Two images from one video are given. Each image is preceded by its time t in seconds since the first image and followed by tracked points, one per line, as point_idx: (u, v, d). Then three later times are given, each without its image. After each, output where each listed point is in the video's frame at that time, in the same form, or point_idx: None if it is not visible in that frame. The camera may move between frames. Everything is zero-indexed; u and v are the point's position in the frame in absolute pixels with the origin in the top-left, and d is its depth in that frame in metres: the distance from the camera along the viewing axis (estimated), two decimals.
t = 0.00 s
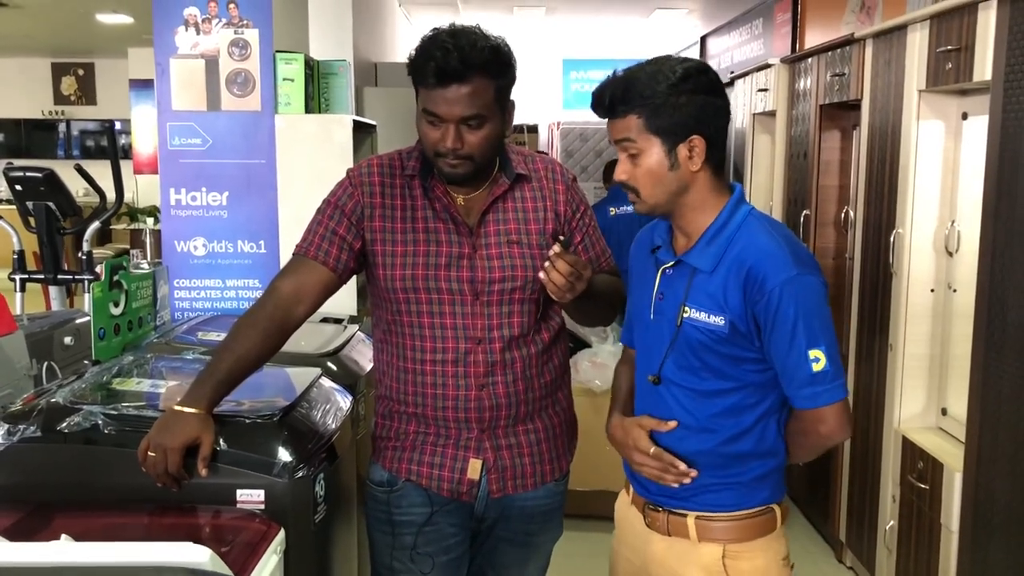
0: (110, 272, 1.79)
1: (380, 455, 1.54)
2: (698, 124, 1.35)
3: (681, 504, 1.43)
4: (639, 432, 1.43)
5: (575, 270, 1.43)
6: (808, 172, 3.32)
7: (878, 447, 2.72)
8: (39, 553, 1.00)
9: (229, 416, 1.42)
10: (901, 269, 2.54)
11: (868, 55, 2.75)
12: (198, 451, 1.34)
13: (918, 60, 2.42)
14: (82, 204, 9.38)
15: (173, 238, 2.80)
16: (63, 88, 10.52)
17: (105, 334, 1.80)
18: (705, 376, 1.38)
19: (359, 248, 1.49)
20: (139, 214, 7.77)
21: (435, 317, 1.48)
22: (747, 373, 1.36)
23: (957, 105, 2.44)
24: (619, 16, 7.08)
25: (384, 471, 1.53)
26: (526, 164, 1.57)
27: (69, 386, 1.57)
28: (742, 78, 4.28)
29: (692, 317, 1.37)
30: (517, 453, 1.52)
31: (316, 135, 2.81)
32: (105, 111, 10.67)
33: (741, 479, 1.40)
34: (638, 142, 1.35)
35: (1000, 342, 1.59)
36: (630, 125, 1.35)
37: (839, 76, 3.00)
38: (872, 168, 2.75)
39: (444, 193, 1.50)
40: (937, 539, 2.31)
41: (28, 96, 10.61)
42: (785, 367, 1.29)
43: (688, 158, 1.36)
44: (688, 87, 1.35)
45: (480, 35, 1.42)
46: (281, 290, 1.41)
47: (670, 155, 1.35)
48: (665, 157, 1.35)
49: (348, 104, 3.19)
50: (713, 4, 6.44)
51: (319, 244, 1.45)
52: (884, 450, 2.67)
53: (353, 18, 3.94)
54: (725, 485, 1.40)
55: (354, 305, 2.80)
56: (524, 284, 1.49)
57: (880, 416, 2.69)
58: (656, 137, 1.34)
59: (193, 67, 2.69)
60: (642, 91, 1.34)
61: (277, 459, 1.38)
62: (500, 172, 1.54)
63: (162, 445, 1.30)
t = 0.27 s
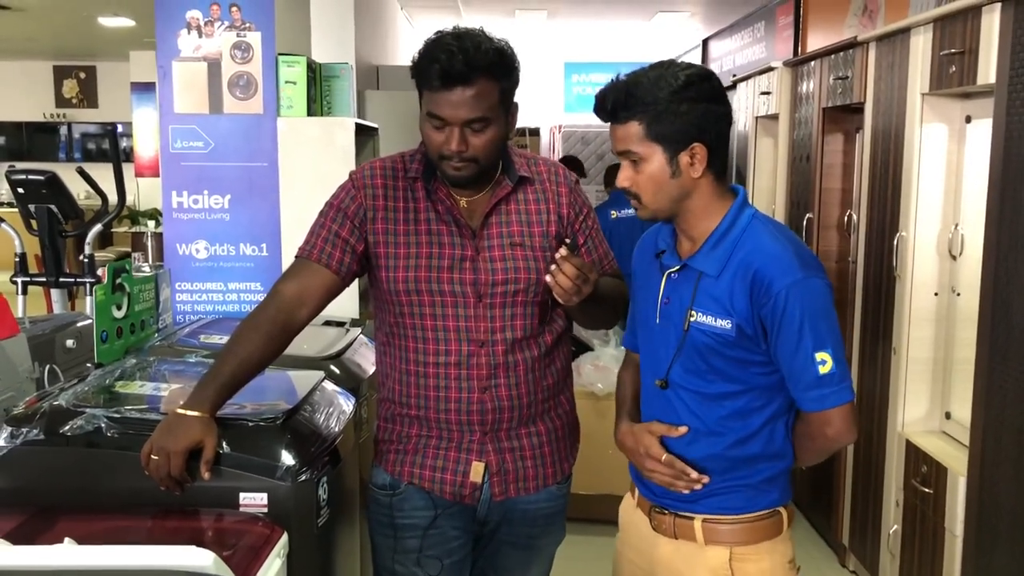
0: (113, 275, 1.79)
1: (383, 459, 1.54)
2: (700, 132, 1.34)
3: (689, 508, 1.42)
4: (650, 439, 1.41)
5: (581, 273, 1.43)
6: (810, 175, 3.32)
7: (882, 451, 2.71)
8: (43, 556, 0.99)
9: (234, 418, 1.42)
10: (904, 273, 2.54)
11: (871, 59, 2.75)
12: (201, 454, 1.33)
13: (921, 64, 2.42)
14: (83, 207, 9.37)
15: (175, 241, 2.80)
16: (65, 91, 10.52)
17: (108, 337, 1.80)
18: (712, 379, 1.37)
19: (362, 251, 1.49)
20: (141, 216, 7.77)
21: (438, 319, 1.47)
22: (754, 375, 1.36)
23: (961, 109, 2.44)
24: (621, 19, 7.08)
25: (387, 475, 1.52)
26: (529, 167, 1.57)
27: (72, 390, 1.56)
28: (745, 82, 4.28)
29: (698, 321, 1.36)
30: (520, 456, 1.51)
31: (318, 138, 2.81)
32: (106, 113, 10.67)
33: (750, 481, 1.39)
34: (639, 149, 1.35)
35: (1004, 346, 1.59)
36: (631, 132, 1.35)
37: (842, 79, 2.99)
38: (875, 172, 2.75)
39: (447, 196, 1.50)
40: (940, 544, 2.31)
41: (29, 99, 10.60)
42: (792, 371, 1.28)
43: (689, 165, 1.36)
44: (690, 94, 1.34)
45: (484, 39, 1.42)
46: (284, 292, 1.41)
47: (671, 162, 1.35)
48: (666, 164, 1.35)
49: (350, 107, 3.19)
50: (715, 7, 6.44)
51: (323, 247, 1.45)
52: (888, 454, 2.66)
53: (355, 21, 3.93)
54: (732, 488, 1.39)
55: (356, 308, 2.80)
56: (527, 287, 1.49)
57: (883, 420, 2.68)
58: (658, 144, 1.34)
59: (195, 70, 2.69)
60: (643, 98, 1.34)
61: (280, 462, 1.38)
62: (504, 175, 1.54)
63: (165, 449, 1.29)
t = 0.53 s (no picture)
0: (113, 278, 1.78)
1: (383, 462, 1.54)
2: (707, 131, 1.35)
3: (689, 512, 1.42)
4: (650, 443, 1.41)
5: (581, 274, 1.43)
6: (811, 177, 3.31)
7: (883, 453, 2.70)
8: (43, 559, 0.99)
9: (234, 421, 1.41)
10: (904, 275, 2.54)
11: (871, 60, 2.75)
12: (202, 457, 1.33)
13: (921, 65, 2.42)
14: (83, 210, 9.38)
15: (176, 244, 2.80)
16: (64, 94, 10.52)
17: (108, 340, 1.80)
18: (713, 381, 1.37)
19: (361, 254, 1.49)
20: (141, 219, 7.78)
21: (438, 321, 1.47)
22: (753, 377, 1.36)
23: (961, 111, 2.44)
24: (621, 22, 7.09)
25: (387, 478, 1.52)
26: (528, 169, 1.57)
27: (72, 393, 1.56)
28: (744, 84, 4.28)
29: (698, 322, 1.36)
30: (520, 458, 1.51)
31: (319, 141, 2.81)
32: (106, 117, 10.67)
33: (749, 485, 1.39)
34: (645, 146, 1.35)
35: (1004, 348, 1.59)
36: (637, 130, 1.35)
37: (842, 81, 3.00)
38: (875, 174, 2.75)
39: (446, 198, 1.50)
40: (942, 546, 2.30)
41: (29, 103, 10.61)
42: (789, 372, 1.28)
43: (693, 164, 1.36)
44: (698, 93, 1.34)
45: (485, 41, 1.42)
46: (284, 295, 1.41)
47: (677, 160, 1.35)
48: (672, 162, 1.34)
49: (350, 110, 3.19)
50: (714, 10, 6.44)
51: (322, 250, 1.44)
52: (889, 456, 2.66)
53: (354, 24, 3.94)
54: (732, 491, 1.39)
55: (355, 311, 2.79)
56: (527, 288, 1.49)
57: (884, 422, 2.68)
58: (663, 141, 1.34)
59: (195, 73, 2.69)
60: (650, 96, 1.34)
61: (281, 465, 1.37)
62: (503, 177, 1.54)
63: (165, 451, 1.29)
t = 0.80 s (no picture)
0: (105, 282, 1.78)
1: (375, 466, 1.53)
2: (705, 132, 1.35)
3: (681, 516, 1.42)
4: (643, 448, 1.40)
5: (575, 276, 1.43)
6: (804, 180, 3.32)
7: (876, 455, 2.71)
8: (32, 566, 0.98)
9: (225, 424, 1.41)
10: (897, 277, 2.55)
11: (863, 63, 2.76)
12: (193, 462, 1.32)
13: (913, 68, 2.43)
14: (77, 214, 9.36)
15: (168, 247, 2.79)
16: (59, 98, 10.52)
17: (99, 345, 1.79)
18: (706, 384, 1.37)
19: (353, 257, 1.49)
20: (135, 223, 7.77)
21: (430, 325, 1.47)
22: (746, 380, 1.36)
23: (953, 113, 2.44)
24: (615, 25, 7.10)
25: (380, 483, 1.51)
26: (520, 172, 1.57)
27: (63, 397, 1.56)
28: (738, 87, 4.29)
29: (692, 324, 1.36)
30: (513, 462, 1.51)
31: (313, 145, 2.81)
32: (100, 120, 10.66)
33: (741, 490, 1.39)
34: (643, 145, 1.35)
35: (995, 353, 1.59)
36: (635, 129, 1.35)
37: (834, 84, 3.00)
38: (868, 176, 2.75)
39: (439, 201, 1.49)
40: (935, 548, 2.31)
41: (23, 106, 10.60)
42: (783, 375, 1.28)
43: (691, 165, 1.36)
44: (697, 93, 1.35)
45: (480, 47, 1.42)
46: (276, 298, 1.40)
47: (675, 160, 1.35)
48: (670, 162, 1.35)
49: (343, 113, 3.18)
50: (708, 13, 6.45)
51: (314, 253, 1.44)
52: (882, 458, 2.66)
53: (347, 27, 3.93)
54: (725, 494, 1.39)
55: (349, 314, 2.79)
56: (520, 292, 1.49)
57: (877, 424, 2.68)
58: (662, 141, 1.34)
59: (188, 77, 2.68)
60: (649, 95, 1.34)
61: (273, 469, 1.37)
62: (496, 181, 1.54)
63: (156, 456, 1.28)
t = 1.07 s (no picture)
0: (89, 283, 1.74)
1: (366, 468, 1.50)
2: (701, 127, 1.34)
3: (677, 518, 1.40)
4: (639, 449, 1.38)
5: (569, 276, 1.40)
6: (795, 180, 3.31)
7: (870, 456, 2.70)
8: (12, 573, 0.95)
9: (214, 428, 1.38)
10: (891, 276, 2.54)
11: (855, 63, 2.75)
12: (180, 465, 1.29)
13: (905, 67, 2.43)
14: (63, 218, 9.28)
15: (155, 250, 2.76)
16: (44, 101, 10.43)
17: (84, 347, 1.76)
18: (702, 382, 1.35)
19: (343, 256, 1.46)
20: (122, 227, 7.70)
21: (421, 325, 1.44)
22: (744, 377, 1.34)
23: (945, 112, 2.43)
24: (604, 27, 7.09)
25: (371, 485, 1.49)
26: (513, 170, 1.55)
27: (46, 401, 1.52)
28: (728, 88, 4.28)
29: (689, 319, 1.34)
30: (506, 464, 1.48)
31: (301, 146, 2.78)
32: (86, 124, 10.58)
33: (739, 490, 1.37)
34: (648, 137, 1.32)
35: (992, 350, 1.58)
36: (640, 121, 1.33)
37: (825, 84, 3.00)
38: (860, 176, 2.74)
39: (430, 198, 1.47)
40: (930, 548, 2.30)
41: (8, 110, 10.50)
42: (781, 371, 1.26)
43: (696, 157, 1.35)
44: (699, 86, 1.35)
45: (474, 40, 1.40)
46: (265, 298, 1.37)
47: (682, 152, 1.33)
48: (677, 154, 1.33)
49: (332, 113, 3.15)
50: (697, 15, 6.45)
51: (303, 251, 1.41)
52: (876, 459, 2.65)
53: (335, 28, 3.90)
54: (723, 495, 1.37)
55: (338, 316, 2.76)
56: (513, 290, 1.46)
57: (871, 424, 2.67)
58: (669, 133, 1.32)
59: (175, 77, 2.65)
60: (655, 87, 1.32)
61: (261, 473, 1.34)
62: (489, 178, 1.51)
63: (141, 460, 1.24)
